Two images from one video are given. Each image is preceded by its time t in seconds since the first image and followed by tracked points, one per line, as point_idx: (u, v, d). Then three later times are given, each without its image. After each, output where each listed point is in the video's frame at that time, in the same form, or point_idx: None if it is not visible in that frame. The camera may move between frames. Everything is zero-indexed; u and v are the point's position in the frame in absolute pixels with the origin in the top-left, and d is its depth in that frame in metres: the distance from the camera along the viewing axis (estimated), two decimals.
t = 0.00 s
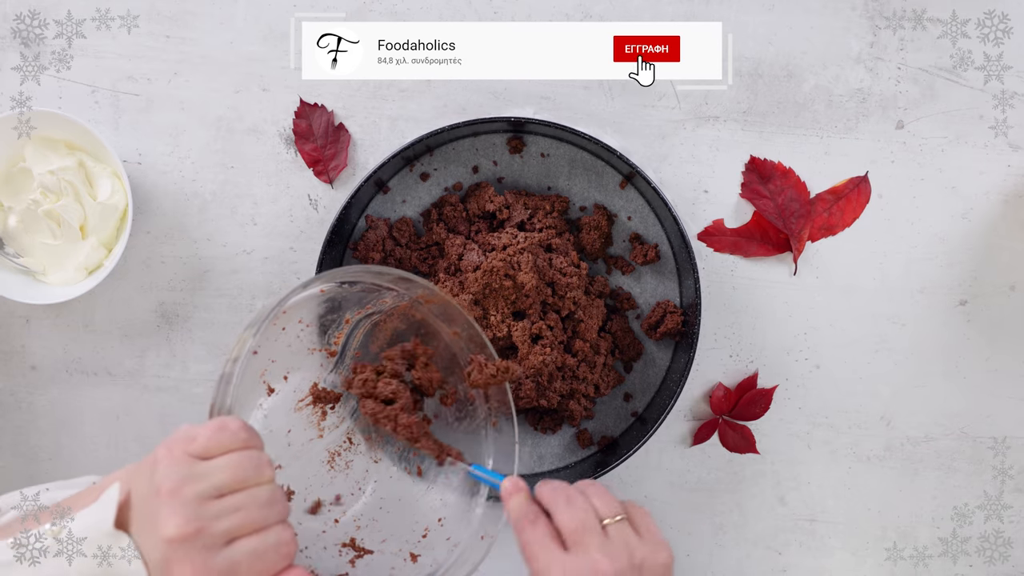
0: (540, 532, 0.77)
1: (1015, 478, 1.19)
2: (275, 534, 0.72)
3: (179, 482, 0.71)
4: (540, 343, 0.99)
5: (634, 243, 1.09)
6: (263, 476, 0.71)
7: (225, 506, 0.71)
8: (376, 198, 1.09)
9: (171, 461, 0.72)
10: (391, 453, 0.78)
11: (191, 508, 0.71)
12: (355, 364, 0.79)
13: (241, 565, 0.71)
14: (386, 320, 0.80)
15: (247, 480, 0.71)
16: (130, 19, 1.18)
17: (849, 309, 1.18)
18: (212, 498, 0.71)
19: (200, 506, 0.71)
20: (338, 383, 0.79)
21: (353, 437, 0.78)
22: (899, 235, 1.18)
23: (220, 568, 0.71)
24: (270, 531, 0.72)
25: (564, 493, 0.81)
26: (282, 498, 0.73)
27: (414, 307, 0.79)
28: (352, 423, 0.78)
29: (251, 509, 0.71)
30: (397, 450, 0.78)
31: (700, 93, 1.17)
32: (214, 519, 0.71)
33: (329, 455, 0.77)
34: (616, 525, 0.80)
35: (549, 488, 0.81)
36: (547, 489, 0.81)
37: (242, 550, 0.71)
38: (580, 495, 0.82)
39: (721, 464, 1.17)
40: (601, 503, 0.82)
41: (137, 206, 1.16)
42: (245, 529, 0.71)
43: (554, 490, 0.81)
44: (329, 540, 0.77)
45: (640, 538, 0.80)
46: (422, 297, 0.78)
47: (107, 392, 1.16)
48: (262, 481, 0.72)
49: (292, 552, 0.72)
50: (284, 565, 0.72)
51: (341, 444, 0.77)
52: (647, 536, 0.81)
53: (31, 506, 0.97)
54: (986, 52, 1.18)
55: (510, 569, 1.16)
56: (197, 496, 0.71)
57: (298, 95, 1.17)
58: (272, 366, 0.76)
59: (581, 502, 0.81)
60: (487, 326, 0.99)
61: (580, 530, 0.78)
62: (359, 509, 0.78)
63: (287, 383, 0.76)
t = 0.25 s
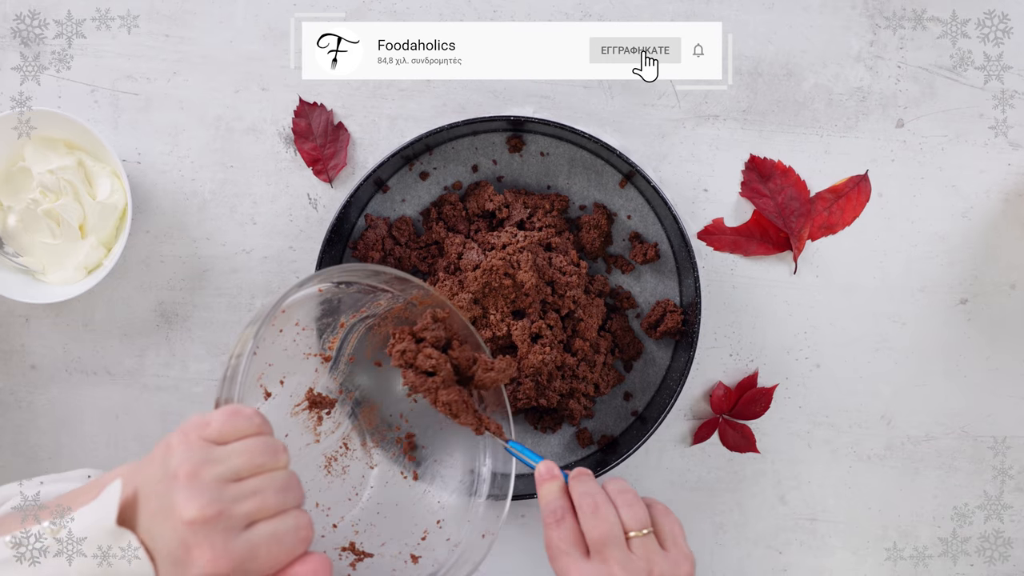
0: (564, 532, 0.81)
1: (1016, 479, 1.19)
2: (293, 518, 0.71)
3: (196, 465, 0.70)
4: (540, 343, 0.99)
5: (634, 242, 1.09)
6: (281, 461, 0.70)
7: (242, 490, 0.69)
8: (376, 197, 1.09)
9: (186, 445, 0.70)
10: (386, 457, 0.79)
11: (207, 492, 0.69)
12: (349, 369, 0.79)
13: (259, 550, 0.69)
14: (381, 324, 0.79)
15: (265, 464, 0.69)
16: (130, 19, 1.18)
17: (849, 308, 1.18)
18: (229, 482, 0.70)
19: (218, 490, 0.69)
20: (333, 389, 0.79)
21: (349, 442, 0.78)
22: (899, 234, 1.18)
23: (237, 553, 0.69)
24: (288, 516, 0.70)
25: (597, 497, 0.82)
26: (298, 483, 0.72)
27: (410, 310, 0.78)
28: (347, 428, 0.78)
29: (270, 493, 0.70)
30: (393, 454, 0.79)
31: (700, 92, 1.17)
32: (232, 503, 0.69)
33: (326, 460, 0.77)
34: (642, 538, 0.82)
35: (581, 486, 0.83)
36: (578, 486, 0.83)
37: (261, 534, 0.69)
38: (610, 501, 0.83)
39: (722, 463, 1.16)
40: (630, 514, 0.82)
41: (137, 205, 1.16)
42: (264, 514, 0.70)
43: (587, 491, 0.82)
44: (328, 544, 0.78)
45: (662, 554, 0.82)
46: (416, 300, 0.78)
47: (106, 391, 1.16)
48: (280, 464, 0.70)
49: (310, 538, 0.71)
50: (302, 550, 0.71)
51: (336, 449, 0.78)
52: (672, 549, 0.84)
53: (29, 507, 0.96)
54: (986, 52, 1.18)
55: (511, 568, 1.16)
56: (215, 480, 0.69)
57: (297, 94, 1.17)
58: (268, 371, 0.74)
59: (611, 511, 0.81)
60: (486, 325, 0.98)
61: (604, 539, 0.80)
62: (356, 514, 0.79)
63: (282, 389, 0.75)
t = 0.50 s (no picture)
0: (578, 542, 0.85)
1: (1015, 478, 1.19)
2: (279, 520, 0.70)
3: (179, 470, 0.69)
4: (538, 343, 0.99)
5: (632, 242, 1.09)
6: (264, 464, 0.70)
7: (227, 493, 0.69)
8: (375, 196, 1.09)
9: (168, 450, 0.70)
10: (371, 466, 0.77)
11: (191, 496, 0.69)
12: (330, 378, 0.77)
13: (246, 553, 0.69)
14: (358, 333, 0.78)
15: (247, 467, 0.69)
16: (130, 20, 1.18)
17: (847, 308, 1.18)
18: (213, 486, 0.69)
19: (202, 493, 0.69)
20: (313, 400, 0.77)
21: (333, 452, 0.77)
22: (897, 234, 1.18)
23: (223, 557, 0.69)
24: (273, 518, 0.70)
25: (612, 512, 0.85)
26: (283, 485, 0.71)
27: (387, 316, 0.77)
28: (331, 438, 0.77)
29: (254, 495, 0.69)
30: (378, 462, 0.78)
31: (698, 92, 1.17)
32: (217, 507, 0.69)
33: (310, 471, 0.75)
34: (654, 553, 0.85)
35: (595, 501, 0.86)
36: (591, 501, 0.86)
37: (247, 537, 0.69)
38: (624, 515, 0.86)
39: (720, 463, 1.17)
40: (643, 529, 0.86)
41: (136, 205, 1.16)
42: (249, 517, 0.70)
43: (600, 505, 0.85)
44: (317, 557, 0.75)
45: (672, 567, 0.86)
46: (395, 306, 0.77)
47: (106, 391, 1.16)
48: (263, 466, 0.70)
49: (297, 540, 0.70)
50: (290, 553, 0.70)
51: (320, 459, 0.76)
52: (681, 562, 0.88)
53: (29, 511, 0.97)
54: (985, 53, 1.18)
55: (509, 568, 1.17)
56: (198, 484, 0.69)
57: (296, 94, 1.17)
58: (246, 384, 0.73)
59: (626, 527, 0.85)
60: (485, 325, 0.99)
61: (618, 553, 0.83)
62: (343, 526, 0.76)
63: (262, 402, 0.74)
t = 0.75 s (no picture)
0: (566, 545, 0.85)
1: (1016, 478, 1.19)
2: (251, 533, 0.71)
3: (146, 493, 0.70)
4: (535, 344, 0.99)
5: (630, 241, 1.09)
6: (235, 479, 0.71)
7: (196, 511, 0.69)
8: (373, 196, 1.09)
9: (134, 474, 0.70)
10: (354, 478, 0.83)
11: (159, 517, 0.69)
12: (306, 395, 0.83)
13: (219, 570, 0.69)
14: (332, 348, 0.81)
15: (215, 483, 0.70)
16: (130, 19, 1.17)
17: (847, 307, 1.18)
18: (181, 505, 0.69)
19: (171, 514, 0.69)
20: (293, 418, 0.83)
21: (315, 467, 0.83)
22: (897, 233, 1.18)
23: None
24: (246, 532, 0.71)
25: (601, 514, 0.86)
26: (253, 499, 0.72)
27: (357, 327, 0.79)
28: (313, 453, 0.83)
29: (224, 511, 0.70)
30: (360, 474, 0.83)
31: (698, 91, 1.17)
32: (185, 526, 0.69)
33: (293, 487, 0.82)
34: (644, 556, 0.86)
35: (583, 503, 0.86)
36: (580, 502, 0.86)
37: (220, 553, 0.69)
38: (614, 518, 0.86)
39: (718, 463, 1.16)
40: (633, 531, 0.86)
41: (134, 204, 1.16)
42: (220, 533, 0.70)
43: (589, 507, 0.86)
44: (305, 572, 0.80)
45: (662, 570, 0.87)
46: (364, 313, 0.79)
47: (103, 391, 1.16)
48: (231, 480, 0.71)
49: (269, 553, 0.71)
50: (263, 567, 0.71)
51: (303, 475, 0.82)
52: (669, 565, 0.89)
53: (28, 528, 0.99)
54: (985, 52, 1.18)
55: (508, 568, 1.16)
56: (166, 504, 0.69)
57: (294, 93, 1.16)
58: (224, 405, 0.78)
59: (615, 530, 0.84)
60: (482, 325, 0.98)
61: (607, 557, 0.83)
62: (330, 539, 0.82)
63: (240, 421, 0.79)
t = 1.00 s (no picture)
0: (634, 518, 0.86)
1: (1016, 478, 1.18)
2: (218, 560, 0.75)
3: (109, 530, 0.73)
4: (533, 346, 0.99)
5: (630, 240, 1.09)
6: (199, 508, 0.75)
7: (163, 543, 0.73)
8: (372, 195, 1.08)
9: (101, 512, 0.74)
10: (337, 486, 0.81)
11: (127, 552, 0.73)
12: (280, 407, 0.80)
13: None
14: (300, 358, 0.79)
15: (177, 515, 0.74)
16: (130, 19, 1.17)
17: (846, 306, 1.17)
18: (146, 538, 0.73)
19: (137, 548, 0.73)
20: (266, 431, 0.79)
21: (296, 480, 0.80)
22: (896, 232, 1.18)
23: None
24: (216, 557, 0.75)
25: (669, 495, 0.88)
26: (217, 528, 0.76)
27: (319, 336, 0.79)
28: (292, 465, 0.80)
29: (190, 541, 0.74)
30: (342, 481, 0.81)
31: (697, 90, 1.17)
32: (153, 559, 0.73)
33: (275, 502, 0.79)
34: (705, 544, 0.86)
35: (652, 482, 0.89)
36: (648, 480, 0.89)
37: None
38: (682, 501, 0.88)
39: (718, 462, 1.16)
40: (697, 518, 0.88)
41: (132, 203, 1.16)
42: (190, 561, 0.74)
43: (659, 486, 0.89)
44: None
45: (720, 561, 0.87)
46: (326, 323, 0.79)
47: (102, 391, 1.16)
48: (194, 511, 0.75)
49: None
50: None
51: (285, 488, 0.80)
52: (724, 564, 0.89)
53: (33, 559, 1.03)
54: (985, 52, 1.18)
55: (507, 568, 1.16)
56: (132, 539, 0.73)
57: (293, 92, 1.16)
58: (193, 427, 0.77)
59: (683, 509, 0.87)
60: (482, 325, 0.99)
61: (673, 533, 0.85)
62: (317, 548, 0.80)
63: (213, 442, 0.77)
